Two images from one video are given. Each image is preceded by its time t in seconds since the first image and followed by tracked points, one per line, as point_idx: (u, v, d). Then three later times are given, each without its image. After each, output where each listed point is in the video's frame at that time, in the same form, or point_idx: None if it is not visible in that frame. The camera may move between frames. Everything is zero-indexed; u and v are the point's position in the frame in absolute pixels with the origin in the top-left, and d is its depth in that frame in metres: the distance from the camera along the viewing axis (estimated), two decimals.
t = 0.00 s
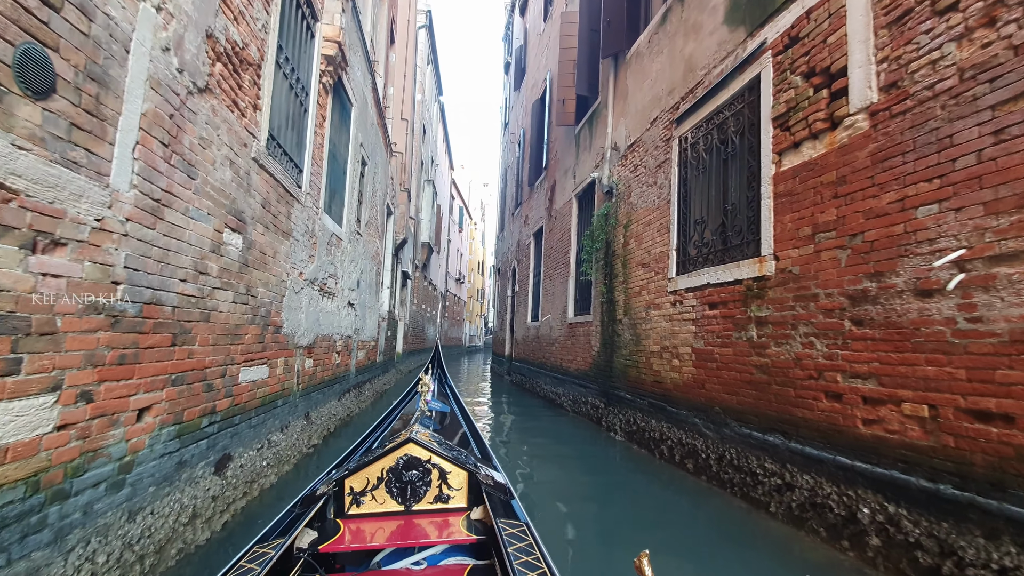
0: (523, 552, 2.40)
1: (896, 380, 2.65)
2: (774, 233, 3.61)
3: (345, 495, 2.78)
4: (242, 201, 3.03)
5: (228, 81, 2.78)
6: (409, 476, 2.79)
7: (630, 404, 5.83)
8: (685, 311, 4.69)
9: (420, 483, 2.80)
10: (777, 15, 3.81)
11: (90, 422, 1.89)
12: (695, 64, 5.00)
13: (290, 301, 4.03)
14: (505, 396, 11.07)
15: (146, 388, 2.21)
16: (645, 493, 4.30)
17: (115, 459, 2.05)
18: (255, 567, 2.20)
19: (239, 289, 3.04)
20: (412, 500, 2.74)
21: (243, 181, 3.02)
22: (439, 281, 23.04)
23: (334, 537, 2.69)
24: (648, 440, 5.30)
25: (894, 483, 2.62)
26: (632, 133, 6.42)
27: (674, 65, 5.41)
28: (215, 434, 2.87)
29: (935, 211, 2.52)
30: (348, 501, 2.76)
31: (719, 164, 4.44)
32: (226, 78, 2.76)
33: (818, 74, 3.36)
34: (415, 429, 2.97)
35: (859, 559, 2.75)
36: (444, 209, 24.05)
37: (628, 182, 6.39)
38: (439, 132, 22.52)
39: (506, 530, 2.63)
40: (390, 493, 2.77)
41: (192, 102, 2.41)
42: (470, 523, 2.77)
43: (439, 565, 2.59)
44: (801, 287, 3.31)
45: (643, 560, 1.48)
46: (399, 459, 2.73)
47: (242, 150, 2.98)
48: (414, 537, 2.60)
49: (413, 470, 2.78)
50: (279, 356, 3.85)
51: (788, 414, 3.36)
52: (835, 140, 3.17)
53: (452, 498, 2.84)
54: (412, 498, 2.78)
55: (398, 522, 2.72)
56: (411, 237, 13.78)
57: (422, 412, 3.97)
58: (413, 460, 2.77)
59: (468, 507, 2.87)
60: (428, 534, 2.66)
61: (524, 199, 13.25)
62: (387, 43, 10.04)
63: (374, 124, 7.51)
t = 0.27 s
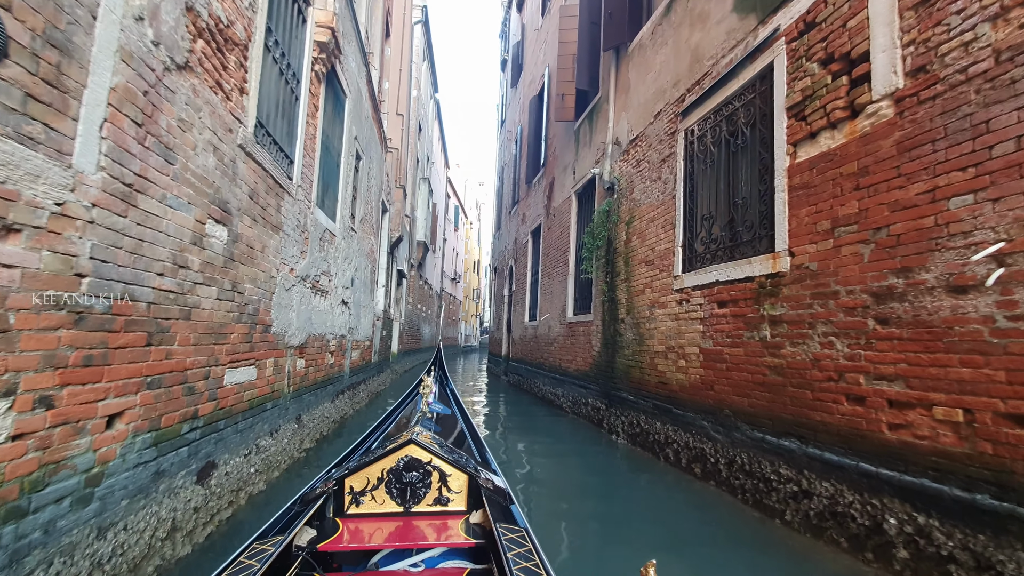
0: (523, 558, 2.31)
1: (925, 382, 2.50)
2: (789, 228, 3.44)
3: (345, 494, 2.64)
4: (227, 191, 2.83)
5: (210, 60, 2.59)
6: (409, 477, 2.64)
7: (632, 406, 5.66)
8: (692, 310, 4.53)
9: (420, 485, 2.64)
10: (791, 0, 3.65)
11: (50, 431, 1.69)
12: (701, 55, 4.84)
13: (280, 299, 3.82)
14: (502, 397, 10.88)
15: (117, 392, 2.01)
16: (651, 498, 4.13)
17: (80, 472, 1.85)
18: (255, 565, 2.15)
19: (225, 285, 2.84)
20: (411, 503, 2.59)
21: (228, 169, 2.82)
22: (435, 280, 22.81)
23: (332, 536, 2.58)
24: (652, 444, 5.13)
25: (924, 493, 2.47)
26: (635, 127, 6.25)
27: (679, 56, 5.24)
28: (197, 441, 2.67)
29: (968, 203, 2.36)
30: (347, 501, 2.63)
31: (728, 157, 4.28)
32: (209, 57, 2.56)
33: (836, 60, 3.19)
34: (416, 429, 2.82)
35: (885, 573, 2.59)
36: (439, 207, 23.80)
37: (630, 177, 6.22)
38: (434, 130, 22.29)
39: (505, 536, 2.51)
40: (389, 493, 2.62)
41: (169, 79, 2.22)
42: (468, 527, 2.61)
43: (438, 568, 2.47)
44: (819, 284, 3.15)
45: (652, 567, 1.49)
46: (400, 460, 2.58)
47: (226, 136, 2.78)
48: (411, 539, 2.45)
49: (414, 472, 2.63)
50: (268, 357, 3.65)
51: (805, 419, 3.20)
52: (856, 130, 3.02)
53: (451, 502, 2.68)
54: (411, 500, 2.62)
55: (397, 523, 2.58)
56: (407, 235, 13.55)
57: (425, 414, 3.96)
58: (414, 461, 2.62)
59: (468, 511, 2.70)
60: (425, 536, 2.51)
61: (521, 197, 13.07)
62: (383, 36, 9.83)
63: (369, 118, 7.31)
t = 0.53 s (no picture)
0: (524, 561, 2.21)
1: (960, 383, 2.34)
2: (806, 221, 3.28)
3: (345, 491, 2.49)
4: (212, 179, 2.63)
5: (193, 37, 2.40)
6: (411, 476, 2.48)
7: (636, 407, 5.49)
8: (701, 308, 4.36)
9: (421, 485, 2.48)
10: None
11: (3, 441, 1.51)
12: (709, 44, 4.67)
13: (269, 297, 3.62)
14: (499, 397, 10.70)
15: (84, 396, 1.82)
16: (657, 504, 3.97)
17: (41, 486, 1.67)
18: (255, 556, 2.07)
19: (209, 280, 2.64)
20: (411, 502, 2.43)
21: (213, 155, 2.63)
22: (431, 279, 22.60)
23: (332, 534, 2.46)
24: (658, 446, 4.96)
25: (960, 502, 2.31)
26: (638, 121, 6.08)
27: (686, 46, 5.07)
28: (179, 447, 2.48)
29: (1009, 191, 2.21)
30: (347, 498, 2.48)
31: (739, 149, 4.12)
32: (191, 32, 2.37)
33: (858, 44, 3.03)
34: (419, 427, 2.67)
35: None
36: (435, 206, 23.58)
37: (633, 173, 6.05)
38: (431, 127, 22.06)
39: (505, 539, 2.38)
40: (390, 492, 2.47)
41: (144, 53, 2.04)
42: (468, 529, 2.49)
43: (436, 569, 2.44)
44: (840, 280, 2.98)
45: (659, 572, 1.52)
46: (401, 459, 2.42)
47: (210, 119, 2.58)
48: (411, 540, 2.35)
49: (415, 471, 2.47)
50: (257, 357, 3.45)
51: (825, 422, 3.04)
52: (880, 117, 2.86)
53: (452, 503, 2.51)
54: (412, 500, 2.46)
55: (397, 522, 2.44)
56: (403, 233, 13.33)
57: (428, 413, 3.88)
58: (416, 460, 2.46)
59: (469, 512, 2.53)
60: (424, 537, 2.40)
61: (519, 195, 12.88)
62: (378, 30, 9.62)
63: (365, 111, 7.12)
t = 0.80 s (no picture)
0: (524, 561, 2.22)
1: (1000, 382, 2.19)
2: (825, 214, 3.12)
3: (346, 488, 2.66)
4: (194, 166, 2.44)
5: (171, 10, 2.21)
6: (411, 474, 2.65)
7: (640, 408, 5.31)
8: (710, 305, 4.20)
9: (421, 483, 2.65)
10: None
11: None
12: (716, 32, 4.51)
13: (259, 294, 3.42)
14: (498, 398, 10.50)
15: (43, 402, 1.63)
16: (666, 510, 3.81)
17: None
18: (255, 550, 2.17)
19: (191, 275, 2.45)
20: (411, 500, 2.58)
21: (196, 140, 2.45)
22: (427, 278, 22.35)
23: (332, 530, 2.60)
24: (664, 448, 4.80)
25: (1000, 510, 2.15)
26: (641, 114, 5.91)
27: (692, 36, 4.91)
28: (157, 455, 2.29)
29: None
30: (348, 495, 2.65)
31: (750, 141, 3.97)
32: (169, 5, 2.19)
33: (881, 27, 2.88)
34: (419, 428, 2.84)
35: None
36: (431, 205, 23.33)
37: (636, 167, 5.87)
38: (427, 125, 21.81)
39: (505, 538, 2.43)
40: (391, 490, 2.64)
41: (115, 23, 1.86)
42: (467, 528, 2.60)
43: (435, 567, 2.51)
44: (863, 274, 2.83)
45: None
46: (402, 457, 2.59)
47: (192, 102, 2.39)
48: (410, 537, 2.46)
49: (416, 469, 2.64)
50: (246, 358, 3.25)
51: (846, 425, 2.89)
52: (906, 102, 2.71)
53: (452, 501, 2.66)
54: (412, 497, 2.62)
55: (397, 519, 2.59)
56: (399, 232, 13.11)
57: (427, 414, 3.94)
58: (416, 458, 2.63)
59: (468, 511, 2.68)
60: (424, 534, 2.52)
61: (517, 193, 12.69)
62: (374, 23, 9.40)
63: (360, 104, 6.91)
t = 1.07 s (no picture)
0: (522, 561, 2.26)
1: None
2: (844, 206, 2.98)
3: (346, 486, 2.73)
4: (173, 153, 2.25)
5: None
6: (410, 473, 2.71)
7: (645, 410, 5.16)
8: (719, 303, 4.05)
9: (421, 481, 2.72)
10: None
11: None
12: (723, 20, 4.35)
13: (247, 293, 3.22)
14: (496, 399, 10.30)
15: None
16: (674, 517, 3.65)
17: None
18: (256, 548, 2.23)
19: (171, 271, 2.26)
20: (411, 498, 2.65)
21: (175, 125, 2.26)
22: (423, 278, 22.13)
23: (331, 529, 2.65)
24: (670, 451, 4.64)
25: None
26: (644, 108, 5.75)
27: (698, 25, 4.74)
28: (132, 469, 2.09)
29: None
30: (348, 494, 2.71)
31: (762, 132, 3.81)
32: None
33: (905, 8, 2.73)
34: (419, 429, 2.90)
35: None
36: (427, 204, 23.10)
37: (639, 162, 5.71)
38: (422, 124, 21.57)
39: (503, 538, 2.46)
40: (390, 489, 2.70)
41: None
42: (467, 527, 2.66)
43: (434, 566, 2.55)
44: (889, 269, 2.67)
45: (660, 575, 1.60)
46: (402, 456, 2.66)
47: (170, 84, 2.21)
48: (409, 536, 2.51)
49: (416, 468, 2.71)
50: (234, 361, 3.06)
51: (870, 429, 2.74)
52: (934, 86, 2.56)
53: (451, 500, 2.72)
54: (411, 496, 2.68)
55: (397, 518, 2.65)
56: (394, 231, 12.89)
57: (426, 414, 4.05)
58: (416, 457, 2.70)
59: (467, 510, 2.74)
60: (423, 533, 2.57)
61: (515, 191, 12.53)
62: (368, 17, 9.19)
63: (354, 99, 6.71)
